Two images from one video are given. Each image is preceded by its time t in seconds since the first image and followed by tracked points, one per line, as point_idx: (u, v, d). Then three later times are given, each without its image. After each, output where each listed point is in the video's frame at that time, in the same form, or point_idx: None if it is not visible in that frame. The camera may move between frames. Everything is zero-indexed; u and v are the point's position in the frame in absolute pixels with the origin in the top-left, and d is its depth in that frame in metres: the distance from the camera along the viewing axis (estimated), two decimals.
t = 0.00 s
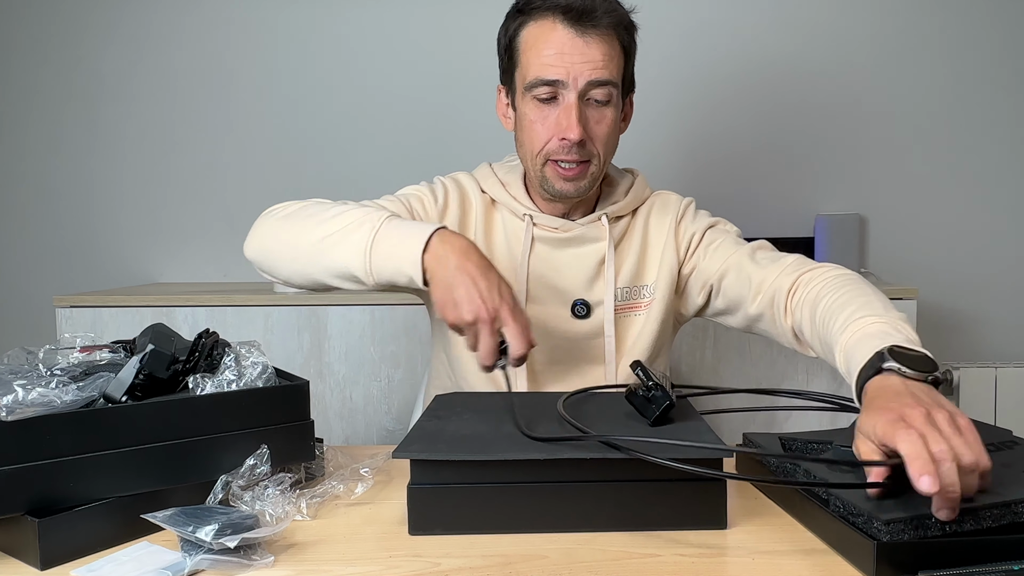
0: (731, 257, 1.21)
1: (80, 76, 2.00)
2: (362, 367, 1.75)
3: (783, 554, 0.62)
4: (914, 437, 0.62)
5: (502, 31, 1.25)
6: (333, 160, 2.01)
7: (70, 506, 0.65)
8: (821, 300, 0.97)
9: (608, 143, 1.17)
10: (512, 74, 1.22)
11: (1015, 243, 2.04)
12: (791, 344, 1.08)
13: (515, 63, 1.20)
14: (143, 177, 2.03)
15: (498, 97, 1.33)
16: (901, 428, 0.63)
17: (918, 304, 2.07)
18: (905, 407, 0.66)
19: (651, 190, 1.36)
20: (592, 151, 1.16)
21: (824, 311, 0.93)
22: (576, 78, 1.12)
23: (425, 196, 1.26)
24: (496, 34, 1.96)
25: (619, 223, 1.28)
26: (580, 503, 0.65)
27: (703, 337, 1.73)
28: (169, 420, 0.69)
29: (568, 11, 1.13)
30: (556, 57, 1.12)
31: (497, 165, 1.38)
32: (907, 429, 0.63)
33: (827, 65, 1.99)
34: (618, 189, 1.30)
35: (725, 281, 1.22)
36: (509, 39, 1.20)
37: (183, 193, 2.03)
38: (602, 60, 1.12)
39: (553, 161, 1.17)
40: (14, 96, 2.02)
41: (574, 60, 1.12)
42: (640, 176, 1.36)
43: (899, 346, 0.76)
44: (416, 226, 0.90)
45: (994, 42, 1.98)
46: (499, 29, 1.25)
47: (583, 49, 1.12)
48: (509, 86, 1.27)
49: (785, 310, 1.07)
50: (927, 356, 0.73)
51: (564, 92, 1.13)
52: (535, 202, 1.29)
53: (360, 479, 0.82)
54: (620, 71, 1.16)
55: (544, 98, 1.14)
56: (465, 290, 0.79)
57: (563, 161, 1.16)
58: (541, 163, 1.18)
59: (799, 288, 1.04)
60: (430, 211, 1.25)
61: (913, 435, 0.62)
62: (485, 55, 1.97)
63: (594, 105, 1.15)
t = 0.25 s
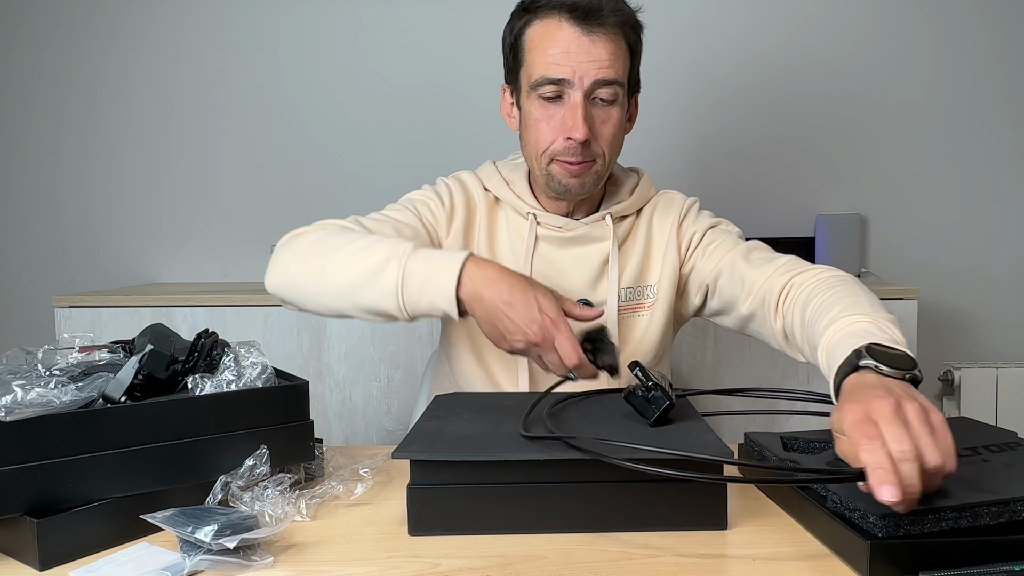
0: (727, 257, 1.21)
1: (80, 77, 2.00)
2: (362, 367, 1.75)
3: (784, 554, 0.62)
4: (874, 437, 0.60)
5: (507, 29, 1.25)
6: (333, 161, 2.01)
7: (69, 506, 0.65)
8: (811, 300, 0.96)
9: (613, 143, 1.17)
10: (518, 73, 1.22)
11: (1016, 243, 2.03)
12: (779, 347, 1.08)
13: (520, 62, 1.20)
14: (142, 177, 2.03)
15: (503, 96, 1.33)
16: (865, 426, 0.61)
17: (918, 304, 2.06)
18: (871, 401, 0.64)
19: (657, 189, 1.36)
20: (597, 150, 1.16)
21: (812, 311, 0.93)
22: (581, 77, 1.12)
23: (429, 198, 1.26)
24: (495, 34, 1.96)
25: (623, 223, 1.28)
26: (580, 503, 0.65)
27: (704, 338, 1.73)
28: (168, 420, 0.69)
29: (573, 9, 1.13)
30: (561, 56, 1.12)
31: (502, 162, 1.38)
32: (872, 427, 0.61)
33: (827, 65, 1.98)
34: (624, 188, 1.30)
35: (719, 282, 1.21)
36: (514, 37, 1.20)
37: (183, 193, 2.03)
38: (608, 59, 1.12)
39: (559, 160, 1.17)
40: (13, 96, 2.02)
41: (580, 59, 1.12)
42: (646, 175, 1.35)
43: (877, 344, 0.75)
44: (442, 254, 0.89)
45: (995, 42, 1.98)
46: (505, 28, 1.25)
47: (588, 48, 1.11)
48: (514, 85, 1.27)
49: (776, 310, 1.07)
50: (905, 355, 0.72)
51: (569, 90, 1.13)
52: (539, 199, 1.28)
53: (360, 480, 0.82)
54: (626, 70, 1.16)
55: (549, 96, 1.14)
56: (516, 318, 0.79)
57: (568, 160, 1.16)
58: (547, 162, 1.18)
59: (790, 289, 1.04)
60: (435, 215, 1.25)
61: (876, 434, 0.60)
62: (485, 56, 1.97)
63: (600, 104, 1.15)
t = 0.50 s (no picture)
0: (722, 257, 1.21)
1: (78, 77, 2.00)
2: (361, 368, 1.75)
3: (784, 555, 0.62)
4: (820, 437, 0.58)
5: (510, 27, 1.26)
6: (333, 161, 2.01)
7: (67, 507, 0.64)
8: (798, 301, 0.97)
9: (608, 144, 1.16)
10: (518, 70, 1.22)
11: (1017, 243, 2.03)
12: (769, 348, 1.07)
13: (520, 60, 1.20)
14: (140, 178, 2.03)
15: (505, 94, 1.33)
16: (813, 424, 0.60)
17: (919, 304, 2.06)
18: (826, 399, 0.62)
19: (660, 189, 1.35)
20: (591, 151, 1.15)
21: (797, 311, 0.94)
22: (576, 76, 1.12)
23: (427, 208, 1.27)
24: (495, 34, 1.96)
25: (626, 224, 1.28)
26: (580, 504, 0.64)
27: (704, 338, 1.73)
28: (167, 420, 0.69)
29: (572, 8, 1.13)
30: (557, 56, 1.12)
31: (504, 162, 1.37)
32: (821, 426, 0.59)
33: (827, 65, 1.98)
34: (627, 189, 1.30)
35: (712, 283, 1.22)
36: (516, 35, 1.20)
37: (182, 193, 2.03)
38: (603, 60, 1.12)
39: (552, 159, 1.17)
40: (11, 95, 2.02)
41: (575, 58, 1.11)
42: (650, 175, 1.35)
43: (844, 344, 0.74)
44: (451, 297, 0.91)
45: (996, 42, 1.98)
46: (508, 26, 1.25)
47: (584, 48, 1.11)
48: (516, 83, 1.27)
49: (767, 312, 1.06)
50: (873, 353, 0.71)
51: (563, 89, 1.13)
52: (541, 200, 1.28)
53: (360, 480, 0.82)
54: (624, 70, 1.15)
55: (544, 94, 1.14)
56: (525, 339, 0.83)
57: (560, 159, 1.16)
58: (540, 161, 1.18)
59: (781, 290, 1.04)
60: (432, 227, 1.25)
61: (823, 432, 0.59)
62: (484, 55, 1.97)
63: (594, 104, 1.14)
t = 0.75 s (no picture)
0: (725, 260, 1.21)
1: (77, 76, 2.00)
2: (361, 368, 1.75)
3: (786, 556, 0.61)
4: (818, 431, 0.59)
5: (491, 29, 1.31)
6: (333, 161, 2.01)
7: (66, 508, 0.64)
8: (801, 300, 0.97)
9: (561, 141, 1.20)
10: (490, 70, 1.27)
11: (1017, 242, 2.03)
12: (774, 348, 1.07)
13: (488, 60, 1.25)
14: (140, 178, 2.03)
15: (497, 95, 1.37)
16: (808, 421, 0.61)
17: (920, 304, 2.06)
18: (818, 400, 0.63)
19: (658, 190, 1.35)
20: (537, 148, 1.20)
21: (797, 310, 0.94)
22: (516, 76, 1.16)
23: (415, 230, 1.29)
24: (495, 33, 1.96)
25: (619, 224, 1.27)
26: (581, 505, 0.64)
27: (705, 339, 1.72)
28: (166, 421, 0.69)
29: (520, 9, 1.16)
30: (501, 57, 1.17)
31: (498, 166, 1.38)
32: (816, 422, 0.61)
33: (827, 65, 1.98)
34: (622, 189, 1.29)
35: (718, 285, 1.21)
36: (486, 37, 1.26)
37: (181, 193, 2.03)
38: (547, 60, 1.15)
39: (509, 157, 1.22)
40: (9, 95, 2.02)
41: (520, 59, 1.16)
42: (647, 175, 1.35)
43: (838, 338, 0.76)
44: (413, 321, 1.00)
45: (997, 41, 1.97)
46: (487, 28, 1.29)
47: (528, 48, 1.15)
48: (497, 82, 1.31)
49: (772, 315, 1.05)
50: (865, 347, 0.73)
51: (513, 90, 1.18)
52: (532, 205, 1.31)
53: (359, 481, 0.81)
54: (573, 67, 1.17)
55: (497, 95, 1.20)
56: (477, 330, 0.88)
57: (515, 157, 1.21)
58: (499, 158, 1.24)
59: (786, 292, 1.03)
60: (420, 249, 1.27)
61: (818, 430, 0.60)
62: (484, 55, 1.97)
63: (542, 103, 1.18)
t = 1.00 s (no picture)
0: (732, 256, 1.20)
1: (76, 77, 2.00)
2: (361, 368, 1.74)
3: (787, 557, 0.61)
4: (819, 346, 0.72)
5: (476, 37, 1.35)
6: (333, 161, 2.01)
7: (66, 508, 0.64)
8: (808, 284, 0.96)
9: (537, 140, 1.21)
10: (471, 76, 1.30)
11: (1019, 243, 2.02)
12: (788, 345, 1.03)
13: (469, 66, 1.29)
14: (138, 177, 2.03)
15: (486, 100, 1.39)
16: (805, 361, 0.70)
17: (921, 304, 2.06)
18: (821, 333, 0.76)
19: (647, 189, 1.35)
20: (515, 147, 1.21)
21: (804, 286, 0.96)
22: (489, 76, 1.18)
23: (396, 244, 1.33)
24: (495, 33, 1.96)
25: (604, 222, 1.27)
26: (581, 505, 0.64)
27: (705, 339, 1.72)
28: (165, 421, 0.69)
29: (494, 11, 1.19)
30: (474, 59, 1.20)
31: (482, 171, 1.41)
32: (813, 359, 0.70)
33: (827, 65, 1.98)
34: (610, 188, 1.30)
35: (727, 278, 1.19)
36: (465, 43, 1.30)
37: (180, 194, 2.03)
38: (517, 58, 1.17)
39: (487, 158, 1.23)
40: (7, 95, 2.02)
41: (491, 58, 1.18)
42: (634, 175, 1.35)
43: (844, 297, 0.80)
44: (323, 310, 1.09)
45: (998, 42, 1.97)
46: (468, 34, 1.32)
47: (500, 48, 1.18)
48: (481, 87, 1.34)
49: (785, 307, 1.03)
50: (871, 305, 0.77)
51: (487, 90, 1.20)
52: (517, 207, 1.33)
53: (359, 481, 0.81)
54: (546, 65, 1.19)
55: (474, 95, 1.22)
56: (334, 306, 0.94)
57: (493, 157, 1.22)
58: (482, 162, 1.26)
59: (800, 279, 1.02)
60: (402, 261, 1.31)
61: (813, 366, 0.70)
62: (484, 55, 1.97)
63: (518, 102, 1.20)
